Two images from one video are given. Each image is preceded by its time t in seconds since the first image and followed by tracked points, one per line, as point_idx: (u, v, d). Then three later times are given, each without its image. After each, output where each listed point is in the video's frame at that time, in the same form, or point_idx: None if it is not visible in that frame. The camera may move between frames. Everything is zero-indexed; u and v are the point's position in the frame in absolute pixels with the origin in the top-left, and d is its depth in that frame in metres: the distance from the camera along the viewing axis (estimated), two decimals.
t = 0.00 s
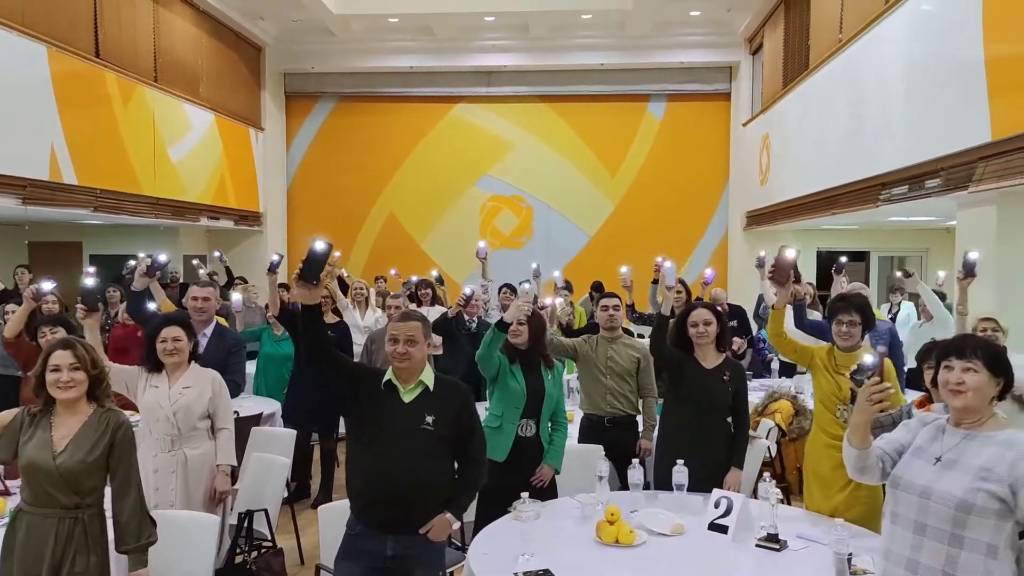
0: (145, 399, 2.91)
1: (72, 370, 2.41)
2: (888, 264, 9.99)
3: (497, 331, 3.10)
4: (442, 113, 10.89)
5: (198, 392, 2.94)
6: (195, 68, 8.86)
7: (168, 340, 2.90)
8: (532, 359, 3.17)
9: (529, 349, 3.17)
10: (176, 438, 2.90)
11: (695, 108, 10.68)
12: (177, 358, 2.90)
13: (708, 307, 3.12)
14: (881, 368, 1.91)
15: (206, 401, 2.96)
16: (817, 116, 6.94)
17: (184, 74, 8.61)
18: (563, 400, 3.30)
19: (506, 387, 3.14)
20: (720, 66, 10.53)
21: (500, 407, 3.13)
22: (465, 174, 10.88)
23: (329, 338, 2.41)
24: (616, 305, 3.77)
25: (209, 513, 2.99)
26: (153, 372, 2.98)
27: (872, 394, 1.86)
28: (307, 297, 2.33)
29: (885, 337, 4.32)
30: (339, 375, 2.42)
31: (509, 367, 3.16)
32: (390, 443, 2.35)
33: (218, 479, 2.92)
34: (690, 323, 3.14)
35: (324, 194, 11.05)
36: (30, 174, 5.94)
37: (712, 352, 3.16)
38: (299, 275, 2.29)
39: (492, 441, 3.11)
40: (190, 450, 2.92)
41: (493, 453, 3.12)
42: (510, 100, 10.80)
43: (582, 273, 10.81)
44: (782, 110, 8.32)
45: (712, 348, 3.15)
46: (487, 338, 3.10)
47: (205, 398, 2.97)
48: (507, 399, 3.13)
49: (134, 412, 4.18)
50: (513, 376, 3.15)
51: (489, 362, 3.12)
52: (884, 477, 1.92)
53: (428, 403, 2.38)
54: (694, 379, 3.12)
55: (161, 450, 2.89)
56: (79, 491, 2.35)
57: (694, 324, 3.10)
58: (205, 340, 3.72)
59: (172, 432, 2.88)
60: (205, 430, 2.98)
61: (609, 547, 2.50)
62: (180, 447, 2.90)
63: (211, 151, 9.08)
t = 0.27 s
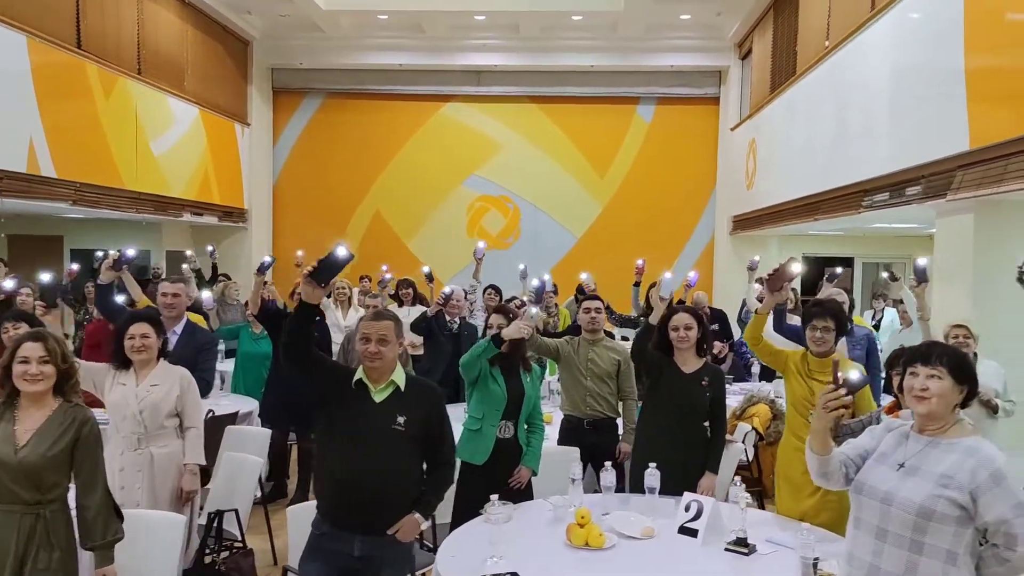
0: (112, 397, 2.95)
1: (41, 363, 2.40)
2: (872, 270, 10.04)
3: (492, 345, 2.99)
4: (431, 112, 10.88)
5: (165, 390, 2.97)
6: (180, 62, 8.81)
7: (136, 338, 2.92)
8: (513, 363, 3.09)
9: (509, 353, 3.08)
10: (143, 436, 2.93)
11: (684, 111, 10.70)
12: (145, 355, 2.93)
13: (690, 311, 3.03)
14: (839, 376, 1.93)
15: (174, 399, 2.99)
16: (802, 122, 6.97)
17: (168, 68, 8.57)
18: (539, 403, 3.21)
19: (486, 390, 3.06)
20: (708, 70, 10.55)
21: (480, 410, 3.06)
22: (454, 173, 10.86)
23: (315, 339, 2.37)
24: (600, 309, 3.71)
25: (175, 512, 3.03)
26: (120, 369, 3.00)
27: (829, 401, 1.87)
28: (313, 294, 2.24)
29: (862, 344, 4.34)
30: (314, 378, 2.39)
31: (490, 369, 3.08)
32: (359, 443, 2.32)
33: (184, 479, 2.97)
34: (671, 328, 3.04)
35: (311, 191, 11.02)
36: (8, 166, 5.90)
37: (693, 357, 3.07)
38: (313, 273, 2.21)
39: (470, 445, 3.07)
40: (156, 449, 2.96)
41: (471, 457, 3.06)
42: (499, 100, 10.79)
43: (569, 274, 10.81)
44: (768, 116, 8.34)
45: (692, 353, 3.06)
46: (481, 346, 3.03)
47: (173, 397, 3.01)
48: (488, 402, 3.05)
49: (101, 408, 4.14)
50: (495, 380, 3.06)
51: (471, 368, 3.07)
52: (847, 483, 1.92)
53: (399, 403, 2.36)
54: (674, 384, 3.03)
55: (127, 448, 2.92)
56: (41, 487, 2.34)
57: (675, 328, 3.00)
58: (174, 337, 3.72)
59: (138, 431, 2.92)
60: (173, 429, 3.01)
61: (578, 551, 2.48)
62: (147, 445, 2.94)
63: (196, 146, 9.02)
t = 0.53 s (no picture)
0: (80, 402, 2.93)
1: (16, 366, 2.39)
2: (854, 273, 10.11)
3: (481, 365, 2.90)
4: (415, 115, 10.86)
5: (134, 394, 2.96)
6: (162, 65, 8.75)
7: (104, 341, 2.90)
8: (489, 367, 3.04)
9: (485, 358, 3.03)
10: (112, 441, 2.91)
11: (668, 115, 10.73)
12: (114, 358, 2.91)
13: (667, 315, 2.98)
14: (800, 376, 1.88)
15: (143, 403, 2.97)
16: (783, 126, 7.00)
17: (149, 70, 8.50)
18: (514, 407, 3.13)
19: (464, 395, 3.00)
20: (692, 75, 10.59)
21: (457, 414, 2.99)
22: (438, 177, 10.85)
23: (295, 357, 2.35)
24: (579, 311, 3.60)
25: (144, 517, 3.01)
26: (89, 374, 2.98)
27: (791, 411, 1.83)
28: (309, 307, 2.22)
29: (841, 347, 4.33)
30: (282, 389, 2.33)
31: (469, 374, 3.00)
32: (328, 446, 2.29)
33: (153, 483, 2.96)
34: (647, 332, 2.99)
35: (295, 195, 10.97)
36: None
37: (669, 361, 3.03)
38: (322, 289, 2.16)
39: (447, 451, 2.97)
40: (126, 453, 2.94)
41: (452, 463, 2.97)
42: (483, 103, 10.79)
43: (553, 278, 10.81)
44: (750, 120, 8.37)
45: (669, 357, 3.03)
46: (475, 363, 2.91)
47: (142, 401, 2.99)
48: (466, 406, 2.99)
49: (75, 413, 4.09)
50: (473, 384, 3.00)
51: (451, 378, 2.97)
52: (811, 485, 1.92)
53: (369, 406, 2.34)
54: (650, 388, 3.00)
55: (96, 452, 2.90)
56: (12, 492, 2.31)
57: (652, 332, 2.95)
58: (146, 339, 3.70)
59: (106, 435, 2.90)
60: (142, 432, 3.00)
61: (549, 555, 2.46)
62: (116, 449, 2.92)
63: (178, 149, 8.97)
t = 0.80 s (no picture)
0: (59, 405, 2.90)
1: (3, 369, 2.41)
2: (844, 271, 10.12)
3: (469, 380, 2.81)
4: (406, 115, 10.84)
5: (113, 396, 2.92)
6: (151, 67, 8.71)
7: (82, 344, 2.86)
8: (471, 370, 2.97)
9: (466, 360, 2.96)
10: (91, 443, 2.89)
11: (659, 114, 10.72)
12: (92, 361, 2.87)
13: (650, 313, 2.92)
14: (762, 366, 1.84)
15: (121, 406, 2.94)
16: (771, 125, 6.99)
17: (138, 72, 8.46)
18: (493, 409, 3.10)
19: (446, 399, 2.94)
20: (683, 73, 10.58)
21: (439, 417, 2.94)
22: (428, 177, 10.82)
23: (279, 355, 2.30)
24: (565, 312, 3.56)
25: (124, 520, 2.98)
26: (68, 377, 2.94)
27: (752, 407, 1.81)
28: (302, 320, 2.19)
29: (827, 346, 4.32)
30: (264, 388, 2.28)
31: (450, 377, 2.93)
32: (304, 449, 2.27)
33: (133, 485, 2.93)
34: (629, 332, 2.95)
35: (285, 196, 10.94)
36: None
37: (652, 361, 2.99)
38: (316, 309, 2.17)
39: (430, 453, 2.92)
40: (105, 456, 2.91)
41: (439, 467, 2.92)
42: (473, 103, 10.77)
43: (545, 278, 10.79)
44: (740, 119, 8.36)
45: (652, 357, 2.98)
46: (462, 377, 2.82)
47: (121, 402, 2.95)
48: (449, 410, 2.94)
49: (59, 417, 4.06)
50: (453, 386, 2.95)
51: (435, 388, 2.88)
52: (786, 482, 1.90)
53: (346, 409, 2.31)
54: (632, 388, 2.98)
55: (75, 455, 2.88)
56: None
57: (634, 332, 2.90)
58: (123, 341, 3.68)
59: (85, 438, 2.87)
60: (121, 435, 2.96)
61: (528, 556, 2.44)
62: (96, 452, 2.90)
63: (168, 151, 8.93)
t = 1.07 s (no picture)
0: (42, 410, 2.90)
1: None
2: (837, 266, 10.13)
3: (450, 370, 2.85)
4: (398, 116, 10.83)
5: (95, 400, 2.91)
6: (140, 70, 8.69)
7: (64, 348, 2.84)
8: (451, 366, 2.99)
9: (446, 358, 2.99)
10: (74, 447, 2.88)
11: (651, 111, 10.70)
12: (74, 365, 2.85)
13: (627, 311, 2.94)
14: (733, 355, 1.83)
15: (103, 411, 2.92)
16: (761, 120, 6.99)
17: (127, 76, 8.44)
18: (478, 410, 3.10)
19: (429, 397, 2.93)
20: (674, 70, 10.57)
21: (424, 416, 2.93)
22: (421, 177, 10.81)
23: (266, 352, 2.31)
24: (551, 309, 3.53)
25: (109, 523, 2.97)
26: (50, 382, 2.92)
27: (719, 395, 1.83)
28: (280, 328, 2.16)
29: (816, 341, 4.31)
30: (242, 391, 2.29)
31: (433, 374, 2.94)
32: (285, 450, 2.25)
33: (117, 488, 2.91)
34: (610, 328, 2.95)
35: (277, 198, 10.92)
36: None
37: (633, 357, 2.99)
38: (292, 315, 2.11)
39: (414, 451, 2.90)
40: (88, 460, 2.90)
41: (428, 465, 2.91)
42: (465, 103, 10.76)
43: (539, 277, 10.79)
44: (730, 115, 8.35)
45: (634, 353, 2.98)
46: (442, 371, 2.83)
47: (103, 406, 2.94)
48: (432, 409, 2.93)
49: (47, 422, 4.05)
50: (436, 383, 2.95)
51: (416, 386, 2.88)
52: (763, 475, 1.90)
53: (325, 409, 2.29)
54: (613, 383, 2.97)
55: (59, 459, 2.87)
56: None
57: (612, 330, 2.92)
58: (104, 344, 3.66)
59: (68, 442, 2.86)
60: (105, 439, 2.95)
61: (511, 554, 2.44)
62: (78, 456, 2.89)
63: (159, 154, 8.91)
